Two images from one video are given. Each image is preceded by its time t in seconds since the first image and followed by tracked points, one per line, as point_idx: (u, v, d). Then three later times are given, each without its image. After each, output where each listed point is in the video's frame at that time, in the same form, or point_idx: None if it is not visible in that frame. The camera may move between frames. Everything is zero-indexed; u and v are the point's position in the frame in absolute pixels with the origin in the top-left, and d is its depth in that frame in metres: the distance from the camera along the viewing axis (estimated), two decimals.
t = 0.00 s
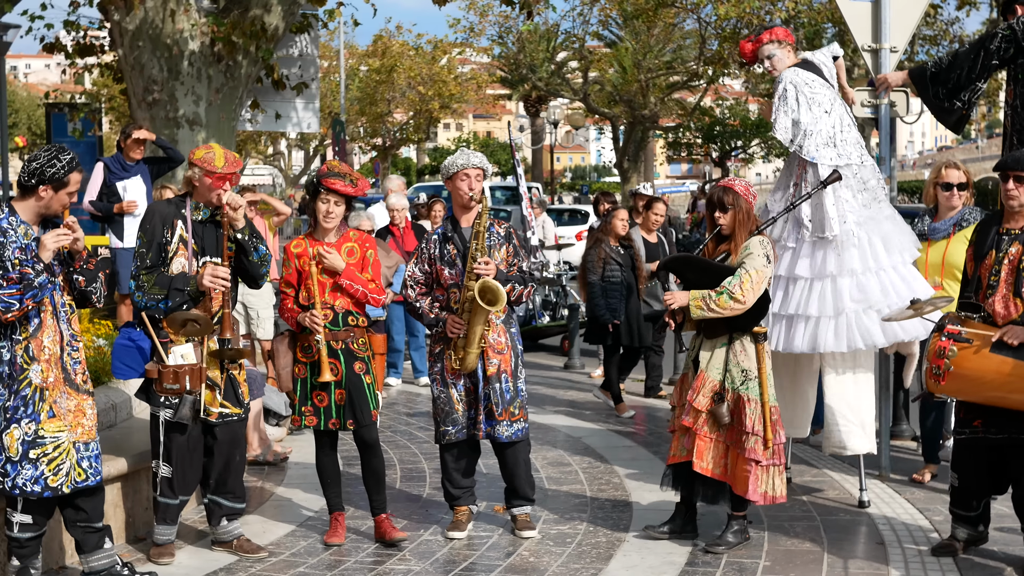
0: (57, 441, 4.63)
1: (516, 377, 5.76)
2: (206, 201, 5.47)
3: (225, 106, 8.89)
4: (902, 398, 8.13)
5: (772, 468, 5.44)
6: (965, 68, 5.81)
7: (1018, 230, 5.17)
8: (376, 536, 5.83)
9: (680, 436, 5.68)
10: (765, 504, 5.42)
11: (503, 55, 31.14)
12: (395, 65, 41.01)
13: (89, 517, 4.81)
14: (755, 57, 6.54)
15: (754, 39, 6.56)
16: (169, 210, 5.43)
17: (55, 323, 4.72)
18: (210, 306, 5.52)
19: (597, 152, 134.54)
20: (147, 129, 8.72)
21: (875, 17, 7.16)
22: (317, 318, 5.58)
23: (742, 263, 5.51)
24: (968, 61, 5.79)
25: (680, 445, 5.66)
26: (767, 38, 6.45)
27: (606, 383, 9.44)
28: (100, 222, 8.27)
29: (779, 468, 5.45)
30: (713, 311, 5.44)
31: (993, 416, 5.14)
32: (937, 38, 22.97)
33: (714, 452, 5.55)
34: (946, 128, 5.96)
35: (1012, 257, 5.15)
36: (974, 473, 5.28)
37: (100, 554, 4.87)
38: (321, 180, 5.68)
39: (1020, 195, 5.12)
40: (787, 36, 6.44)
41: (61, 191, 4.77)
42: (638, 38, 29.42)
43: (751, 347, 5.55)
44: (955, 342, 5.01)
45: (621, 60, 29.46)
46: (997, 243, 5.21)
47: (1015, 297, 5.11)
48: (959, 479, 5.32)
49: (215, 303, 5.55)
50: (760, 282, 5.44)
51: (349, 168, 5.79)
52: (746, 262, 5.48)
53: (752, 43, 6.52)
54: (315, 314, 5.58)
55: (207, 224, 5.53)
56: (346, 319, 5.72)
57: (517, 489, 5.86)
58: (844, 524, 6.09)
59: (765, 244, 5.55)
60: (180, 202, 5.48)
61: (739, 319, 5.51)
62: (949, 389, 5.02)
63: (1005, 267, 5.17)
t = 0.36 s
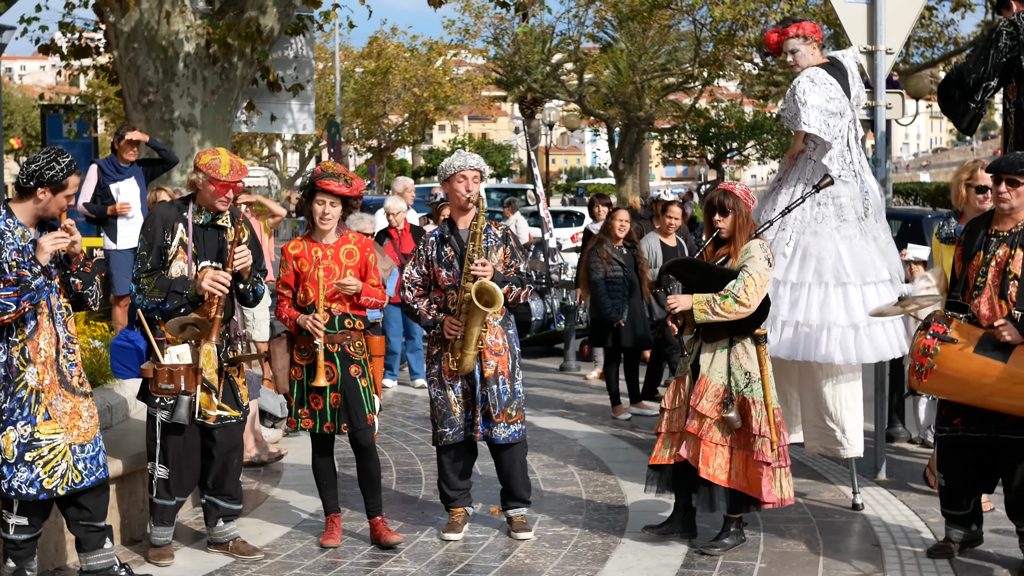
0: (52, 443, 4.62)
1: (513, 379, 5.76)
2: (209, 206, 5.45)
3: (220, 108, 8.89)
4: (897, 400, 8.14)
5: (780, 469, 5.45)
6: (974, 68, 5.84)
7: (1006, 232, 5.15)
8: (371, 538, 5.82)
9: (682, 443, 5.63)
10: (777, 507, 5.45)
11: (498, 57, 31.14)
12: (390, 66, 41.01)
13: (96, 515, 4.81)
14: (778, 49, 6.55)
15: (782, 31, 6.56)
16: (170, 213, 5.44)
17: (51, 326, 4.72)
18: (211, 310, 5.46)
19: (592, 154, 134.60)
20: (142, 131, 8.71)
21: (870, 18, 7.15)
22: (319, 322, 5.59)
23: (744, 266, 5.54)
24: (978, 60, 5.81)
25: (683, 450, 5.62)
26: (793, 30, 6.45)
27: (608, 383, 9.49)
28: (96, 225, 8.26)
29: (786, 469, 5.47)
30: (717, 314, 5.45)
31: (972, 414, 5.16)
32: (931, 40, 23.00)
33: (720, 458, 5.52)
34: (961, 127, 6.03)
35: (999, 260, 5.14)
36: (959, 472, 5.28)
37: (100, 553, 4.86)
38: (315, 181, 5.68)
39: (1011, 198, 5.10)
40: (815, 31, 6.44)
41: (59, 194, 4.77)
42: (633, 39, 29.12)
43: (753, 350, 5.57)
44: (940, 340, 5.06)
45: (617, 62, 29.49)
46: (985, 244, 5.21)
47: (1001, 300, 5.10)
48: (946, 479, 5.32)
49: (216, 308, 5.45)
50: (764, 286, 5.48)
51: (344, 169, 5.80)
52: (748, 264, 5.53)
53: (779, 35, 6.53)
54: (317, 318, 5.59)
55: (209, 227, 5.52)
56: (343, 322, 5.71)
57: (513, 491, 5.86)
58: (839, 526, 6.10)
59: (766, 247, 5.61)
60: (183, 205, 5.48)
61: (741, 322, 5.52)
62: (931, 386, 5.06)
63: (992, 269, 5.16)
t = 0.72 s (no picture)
0: (62, 441, 4.66)
1: (522, 379, 5.77)
2: (199, 209, 5.48)
3: (225, 109, 8.92)
4: (901, 400, 8.16)
5: (780, 464, 5.45)
6: None
7: (990, 231, 5.22)
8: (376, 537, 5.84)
9: (687, 440, 5.66)
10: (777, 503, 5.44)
11: (502, 57, 31.17)
12: (394, 67, 41.06)
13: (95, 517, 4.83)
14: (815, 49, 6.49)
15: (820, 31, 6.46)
16: (160, 214, 5.43)
17: (59, 325, 4.74)
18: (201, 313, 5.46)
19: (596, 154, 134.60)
20: (148, 132, 8.75)
21: (874, 18, 7.17)
22: (329, 304, 5.61)
23: (742, 262, 5.55)
24: None
25: (685, 447, 5.67)
26: (830, 34, 6.39)
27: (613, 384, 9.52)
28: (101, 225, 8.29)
29: (787, 464, 5.46)
30: (716, 312, 5.47)
31: (972, 414, 5.26)
32: (935, 41, 22.99)
33: (722, 454, 5.55)
34: None
35: (983, 258, 5.21)
36: (968, 473, 5.36)
37: (103, 554, 4.90)
38: (329, 181, 5.73)
39: (991, 196, 5.17)
40: (854, 38, 6.38)
41: (65, 195, 4.80)
42: (637, 40, 29.46)
43: (753, 346, 5.59)
44: (923, 339, 5.06)
45: (620, 63, 29.50)
46: (970, 244, 5.28)
47: (984, 298, 5.17)
48: (957, 478, 5.38)
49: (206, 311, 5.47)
50: (762, 281, 5.49)
51: (360, 171, 5.85)
52: (746, 260, 5.53)
53: (818, 35, 6.43)
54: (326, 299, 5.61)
55: (198, 230, 5.54)
56: (354, 319, 5.76)
57: (518, 490, 5.88)
58: (842, 525, 6.12)
59: (764, 242, 5.62)
60: (172, 207, 5.47)
61: (741, 319, 5.53)
62: (918, 384, 5.07)
63: (976, 268, 5.23)
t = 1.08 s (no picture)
0: (77, 439, 4.64)
1: (545, 377, 5.74)
2: (201, 209, 5.46)
3: (241, 107, 8.91)
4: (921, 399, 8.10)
5: (791, 471, 5.44)
6: None
7: (1007, 231, 5.16)
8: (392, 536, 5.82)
9: (694, 441, 5.64)
10: (786, 507, 5.43)
11: (517, 56, 31.14)
12: (410, 66, 41.07)
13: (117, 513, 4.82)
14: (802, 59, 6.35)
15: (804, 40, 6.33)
16: (161, 215, 5.41)
17: (73, 323, 4.73)
18: (204, 313, 5.46)
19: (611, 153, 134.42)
20: (163, 131, 8.75)
21: (891, 16, 7.12)
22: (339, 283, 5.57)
23: (750, 269, 5.47)
24: None
25: (692, 447, 5.64)
26: (814, 42, 6.25)
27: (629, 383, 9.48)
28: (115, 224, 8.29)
29: (798, 471, 5.45)
30: (717, 318, 5.43)
31: (989, 415, 5.19)
32: (953, 38, 22.87)
33: (728, 457, 5.51)
34: None
35: (1000, 258, 5.14)
36: (982, 475, 5.29)
37: (121, 550, 4.88)
38: (340, 175, 5.73)
39: (1000, 198, 5.13)
40: (841, 41, 6.23)
41: (79, 194, 4.79)
42: (652, 38, 29.38)
43: (763, 351, 5.53)
44: (938, 333, 5.02)
45: (637, 61, 29.43)
46: (987, 244, 5.22)
47: (1002, 296, 5.09)
48: (973, 481, 5.31)
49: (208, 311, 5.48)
50: (767, 289, 5.40)
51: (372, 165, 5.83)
52: (755, 267, 5.45)
53: (802, 46, 6.30)
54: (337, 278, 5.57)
55: (200, 230, 5.52)
56: (371, 319, 5.72)
57: (535, 490, 5.85)
58: (861, 526, 6.06)
59: (775, 249, 5.52)
60: (174, 207, 5.46)
61: (746, 324, 5.49)
62: (934, 382, 4.99)
63: (994, 267, 5.17)
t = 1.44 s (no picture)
0: (111, 437, 4.68)
1: (583, 379, 5.73)
2: (227, 210, 5.49)
3: (272, 109, 8.96)
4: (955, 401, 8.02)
5: (819, 471, 5.37)
6: None
7: None
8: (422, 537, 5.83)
9: (718, 439, 5.62)
10: (814, 508, 5.35)
11: (546, 57, 31.12)
12: (439, 68, 41.16)
13: (147, 514, 4.86)
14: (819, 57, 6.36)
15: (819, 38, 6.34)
16: (188, 217, 5.43)
17: (107, 322, 4.77)
18: (233, 313, 5.51)
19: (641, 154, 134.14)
20: (195, 133, 8.81)
21: (921, 17, 7.04)
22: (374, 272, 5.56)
23: (773, 265, 5.44)
24: None
25: (717, 446, 5.61)
26: (827, 38, 6.25)
27: (660, 383, 9.45)
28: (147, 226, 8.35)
29: (825, 471, 5.38)
30: (739, 312, 5.41)
31: None
32: (985, 38, 22.69)
33: (752, 457, 5.49)
34: None
35: None
36: None
37: (153, 550, 4.93)
38: (366, 180, 5.74)
39: None
40: (854, 35, 6.23)
41: (110, 192, 4.86)
42: (683, 39, 29.37)
43: (787, 349, 5.50)
44: (981, 335, 4.97)
45: (666, 62, 29.36)
46: None
47: None
48: (1013, 483, 5.28)
49: (237, 311, 5.52)
50: (787, 283, 5.36)
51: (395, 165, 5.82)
52: (778, 262, 5.42)
53: (816, 44, 6.32)
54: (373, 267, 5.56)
55: (226, 231, 5.55)
56: (400, 320, 5.74)
57: (566, 491, 5.85)
58: (895, 528, 6.01)
59: (799, 244, 5.47)
60: (200, 209, 5.48)
61: (769, 319, 5.43)
62: (979, 384, 4.95)
63: None
